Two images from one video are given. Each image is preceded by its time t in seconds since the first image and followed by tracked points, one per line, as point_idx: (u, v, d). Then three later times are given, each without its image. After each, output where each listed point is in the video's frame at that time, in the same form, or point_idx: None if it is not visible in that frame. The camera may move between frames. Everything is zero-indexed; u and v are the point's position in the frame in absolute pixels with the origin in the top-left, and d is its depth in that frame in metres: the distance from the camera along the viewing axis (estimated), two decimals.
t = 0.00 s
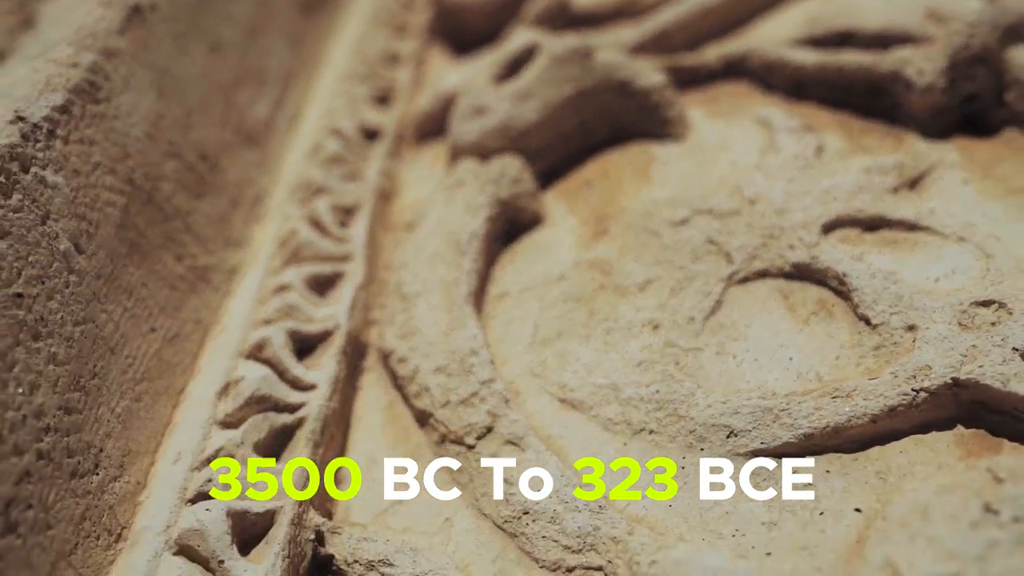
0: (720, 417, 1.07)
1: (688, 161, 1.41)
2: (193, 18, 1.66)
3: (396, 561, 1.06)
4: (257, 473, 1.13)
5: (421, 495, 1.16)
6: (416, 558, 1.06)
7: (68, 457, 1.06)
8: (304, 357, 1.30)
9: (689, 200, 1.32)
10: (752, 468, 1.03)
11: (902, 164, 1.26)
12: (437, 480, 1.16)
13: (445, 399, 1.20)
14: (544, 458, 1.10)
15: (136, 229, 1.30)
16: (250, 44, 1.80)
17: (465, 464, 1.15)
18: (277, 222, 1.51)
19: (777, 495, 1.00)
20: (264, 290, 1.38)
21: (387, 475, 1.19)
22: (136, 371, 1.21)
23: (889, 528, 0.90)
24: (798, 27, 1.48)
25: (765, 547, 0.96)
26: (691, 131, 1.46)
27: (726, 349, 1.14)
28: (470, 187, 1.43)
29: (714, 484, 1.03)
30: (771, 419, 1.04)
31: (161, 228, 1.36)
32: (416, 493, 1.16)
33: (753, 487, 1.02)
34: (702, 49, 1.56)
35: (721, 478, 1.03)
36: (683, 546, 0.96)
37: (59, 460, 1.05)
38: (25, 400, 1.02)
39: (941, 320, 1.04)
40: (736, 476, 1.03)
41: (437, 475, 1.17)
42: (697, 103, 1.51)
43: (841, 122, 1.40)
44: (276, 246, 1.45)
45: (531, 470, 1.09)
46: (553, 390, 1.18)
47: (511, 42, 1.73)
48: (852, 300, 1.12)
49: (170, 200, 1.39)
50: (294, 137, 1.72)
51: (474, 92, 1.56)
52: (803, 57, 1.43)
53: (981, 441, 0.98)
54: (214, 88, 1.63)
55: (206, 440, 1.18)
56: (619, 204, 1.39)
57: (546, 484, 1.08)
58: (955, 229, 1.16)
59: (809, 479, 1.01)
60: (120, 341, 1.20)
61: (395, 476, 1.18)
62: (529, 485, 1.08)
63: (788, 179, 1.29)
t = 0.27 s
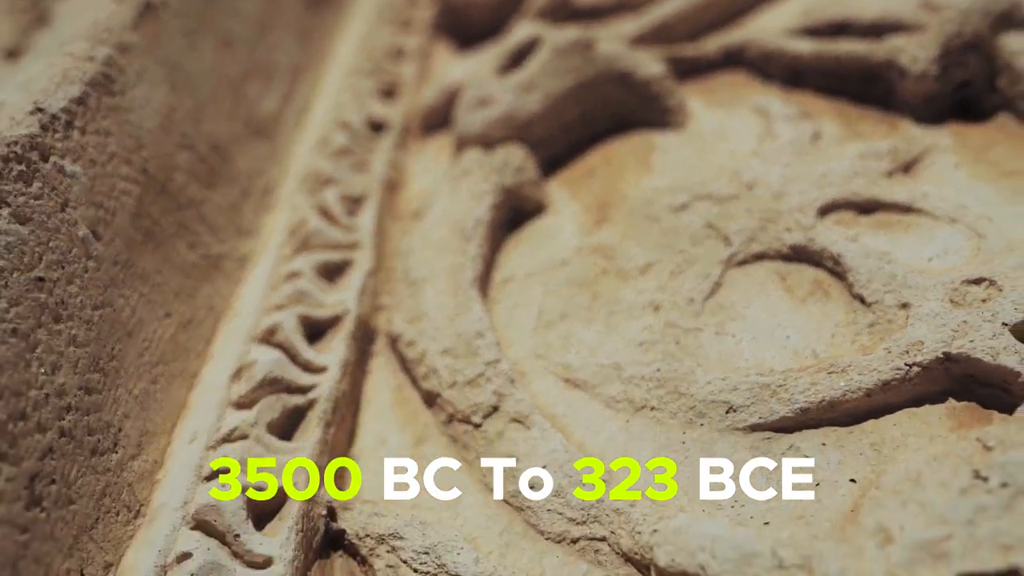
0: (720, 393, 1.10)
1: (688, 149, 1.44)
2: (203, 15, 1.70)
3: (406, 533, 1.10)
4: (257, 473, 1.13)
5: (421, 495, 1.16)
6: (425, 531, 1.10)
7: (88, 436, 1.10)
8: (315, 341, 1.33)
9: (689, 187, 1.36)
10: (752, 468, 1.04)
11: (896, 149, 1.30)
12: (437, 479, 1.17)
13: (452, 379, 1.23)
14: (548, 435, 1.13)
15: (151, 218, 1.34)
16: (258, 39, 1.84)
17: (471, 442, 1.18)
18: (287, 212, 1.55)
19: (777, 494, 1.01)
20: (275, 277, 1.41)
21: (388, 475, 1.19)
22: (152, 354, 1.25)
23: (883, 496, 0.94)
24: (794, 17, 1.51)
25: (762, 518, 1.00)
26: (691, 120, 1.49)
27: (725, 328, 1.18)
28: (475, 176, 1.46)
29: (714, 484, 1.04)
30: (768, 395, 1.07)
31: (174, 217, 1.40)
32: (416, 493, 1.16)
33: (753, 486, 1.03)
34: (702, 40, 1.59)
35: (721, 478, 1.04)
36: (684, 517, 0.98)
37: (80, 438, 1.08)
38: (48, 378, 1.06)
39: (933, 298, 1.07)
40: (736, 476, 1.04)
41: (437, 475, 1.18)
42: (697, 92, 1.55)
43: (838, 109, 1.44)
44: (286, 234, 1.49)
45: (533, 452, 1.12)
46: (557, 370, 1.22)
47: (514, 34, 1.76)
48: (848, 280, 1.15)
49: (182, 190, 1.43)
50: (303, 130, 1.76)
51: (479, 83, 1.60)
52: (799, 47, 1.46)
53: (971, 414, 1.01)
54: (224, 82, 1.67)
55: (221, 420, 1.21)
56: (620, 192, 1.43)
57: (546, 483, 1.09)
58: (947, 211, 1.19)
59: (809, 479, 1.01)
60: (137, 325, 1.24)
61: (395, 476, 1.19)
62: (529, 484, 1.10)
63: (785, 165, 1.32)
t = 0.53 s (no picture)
0: (720, 378, 1.12)
1: (688, 141, 1.47)
2: (209, 12, 1.73)
3: (413, 517, 1.12)
4: (257, 473, 1.13)
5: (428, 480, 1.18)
6: (431, 514, 1.12)
7: (102, 422, 1.12)
8: (322, 331, 1.36)
9: (689, 177, 1.38)
10: (752, 468, 1.04)
11: (893, 139, 1.32)
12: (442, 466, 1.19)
13: (457, 366, 1.26)
14: (552, 420, 1.15)
15: (160, 211, 1.37)
16: (264, 35, 1.86)
17: (477, 427, 1.20)
18: (294, 205, 1.57)
19: (776, 481, 1.02)
20: (283, 268, 1.44)
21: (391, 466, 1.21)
22: (162, 344, 1.28)
23: (880, 475, 0.96)
24: (795, 10, 1.53)
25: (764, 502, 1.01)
26: (692, 112, 1.52)
27: (725, 315, 1.20)
28: (479, 168, 1.48)
29: (715, 472, 1.05)
30: (767, 378, 1.09)
31: (183, 210, 1.42)
32: (416, 493, 1.16)
33: (754, 487, 1.03)
34: (702, 33, 1.61)
35: (721, 478, 1.05)
36: (687, 497, 1.00)
37: (93, 424, 1.11)
38: (62, 365, 1.09)
39: (929, 284, 1.09)
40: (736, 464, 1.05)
41: (437, 474, 1.18)
42: (698, 85, 1.57)
43: (836, 100, 1.46)
44: (293, 227, 1.51)
45: (540, 434, 1.14)
46: (560, 357, 1.24)
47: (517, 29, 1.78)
48: (846, 267, 1.17)
49: (191, 184, 1.46)
50: (309, 125, 1.78)
51: (482, 78, 1.62)
52: (799, 39, 1.49)
53: (966, 396, 1.03)
54: (231, 77, 1.69)
55: (231, 407, 1.23)
56: (622, 183, 1.45)
57: (546, 483, 1.11)
58: (943, 199, 1.21)
59: (809, 478, 1.01)
60: (147, 315, 1.27)
61: (395, 476, 1.19)
62: (529, 485, 1.12)
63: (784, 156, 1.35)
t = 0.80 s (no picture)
0: (720, 360, 1.15)
1: (688, 131, 1.49)
2: (216, 9, 1.76)
3: (421, 496, 1.14)
4: (257, 473, 1.14)
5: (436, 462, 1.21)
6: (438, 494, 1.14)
7: (117, 406, 1.15)
8: (331, 319, 1.39)
9: (689, 166, 1.40)
10: (752, 469, 1.02)
11: (889, 127, 1.34)
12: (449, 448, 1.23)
13: (463, 352, 1.28)
14: (556, 403, 1.18)
15: (171, 202, 1.40)
16: (270, 31, 1.89)
17: (482, 410, 1.23)
18: (301, 198, 1.60)
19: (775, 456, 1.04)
20: (291, 258, 1.46)
21: (398, 448, 1.25)
22: (174, 331, 1.31)
23: (876, 450, 0.98)
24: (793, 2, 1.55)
25: (763, 475, 1.01)
26: (692, 103, 1.54)
27: (724, 299, 1.22)
28: (483, 159, 1.51)
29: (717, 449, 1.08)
30: (766, 359, 1.12)
31: (193, 202, 1.45)
32: (416, 493, 1.15)
33: (754, 488, 0.99)
34: (702, 25, 1.64)
35: (721, 478, 1.01)
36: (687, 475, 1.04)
37: (109, 408, 1.14)
38: (78, 351, 1.12)
39: (924, 266, 1.12)
40: (735, 442, 1.07)
41: (437, 475, 1.19)
42: (697, 77, 1.59)
43: (834, 90, 1.48)
44: (301, 219, 1.54)
45: (544, 416, 1.17)
46: (564, 342, 1.27)
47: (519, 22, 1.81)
48: (843, 251, 1.20)
49: (200, 177, 1.49)
50: (315, 119, 1.81)
51: (485, 71, 1.65)
52: (797, 31, 1.51)
53: (961, 375, 1.05)
54: (238, 73, 1.72)
55: (242, 393, 1.26)
56: (623, 172, 1.48)
57: (546, 483, 1.12)
58: (939, 184, 1.23)
59: (807, 454, 1.03)
60: (160, 304, 1.30)
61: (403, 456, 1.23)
62: (529, 484, 1.13)
63: (782, 144, 1.37)
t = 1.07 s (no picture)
0: (718, 344, 1.17)
1: (687, 123, 1.52)
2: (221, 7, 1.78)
3: (426, 479, 1.16)
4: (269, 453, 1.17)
5: (440, 447, 1.24)
6: (443, 477, 1.16)
7: (128, 393, 1.18)
8: (337, 308, 1.41)
9: (688, 157, 1.43)
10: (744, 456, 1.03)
11: (885, 117, 1.36)
12: (453, 434, 1.25)
13: (466, 339, 1.31)
14: (558, 387, 1.20)
15: (179, 195, 1.43)
16: (275, 28, 1.92)
17: (486, 396, 1.25)
18: (307, 191, 1.63)
19: (771, 438, 1.06)
20: (298, 249, 1.49)
21: (405, 435, 1.28)
22: (183, 321, 1.33)
23: (871, 430, 1.00)
24: None
25: (760, 454, 1.04)
26: (691, 95, 1.57)
27: (723, 286, 1.25)
28: (486, 152, 1.53)
29: (715, 431, 1.10)
30: (764, 344, 1.14)
31: (201, 195, 1.48)
32: (420, 475, 1.17)
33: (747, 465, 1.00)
34: (703, 19, 1.65)
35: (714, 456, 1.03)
36: (683, 455, 1.05)
37: (121, 394, 1.17)
38: (90, 338, 1.14)
39: (919, 251, 1.14)
40: (733, 425, 1.10)
41: (443, 458, 1.22)
42: (696, 70, 1.62)
43: (831, 81, 1.50)
44: (307, 211, 1.57)
45: (546, 401, 1.19)
46: (566, 330, 1.29)
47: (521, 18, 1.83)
48: (839, 237, 1.22)
49: (208, 171, 1.52)
50: (320, 114, 1.84)
51: (487, 66, 1.67)
52: (794, 23, 1.53)
53: (954, 356, 1.08)
54: (243, 69, 1.75)
55: (250, 380, 1.28)
56: (623, 164, 1.50)
57: (548, 466, 1.15)
58: (934, 173, 1.25)
59: (803, 435, 1.05)
60: (169, 294, 1.32)
61: (409, 443, 1.26)
62: (533, 469, 1.16)
63: (779, 136, 1.39)
